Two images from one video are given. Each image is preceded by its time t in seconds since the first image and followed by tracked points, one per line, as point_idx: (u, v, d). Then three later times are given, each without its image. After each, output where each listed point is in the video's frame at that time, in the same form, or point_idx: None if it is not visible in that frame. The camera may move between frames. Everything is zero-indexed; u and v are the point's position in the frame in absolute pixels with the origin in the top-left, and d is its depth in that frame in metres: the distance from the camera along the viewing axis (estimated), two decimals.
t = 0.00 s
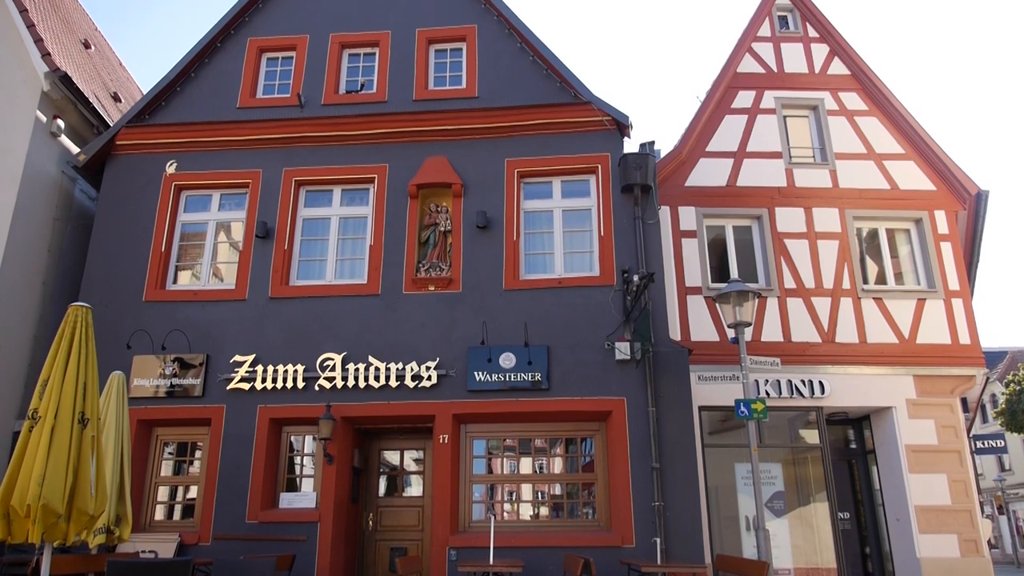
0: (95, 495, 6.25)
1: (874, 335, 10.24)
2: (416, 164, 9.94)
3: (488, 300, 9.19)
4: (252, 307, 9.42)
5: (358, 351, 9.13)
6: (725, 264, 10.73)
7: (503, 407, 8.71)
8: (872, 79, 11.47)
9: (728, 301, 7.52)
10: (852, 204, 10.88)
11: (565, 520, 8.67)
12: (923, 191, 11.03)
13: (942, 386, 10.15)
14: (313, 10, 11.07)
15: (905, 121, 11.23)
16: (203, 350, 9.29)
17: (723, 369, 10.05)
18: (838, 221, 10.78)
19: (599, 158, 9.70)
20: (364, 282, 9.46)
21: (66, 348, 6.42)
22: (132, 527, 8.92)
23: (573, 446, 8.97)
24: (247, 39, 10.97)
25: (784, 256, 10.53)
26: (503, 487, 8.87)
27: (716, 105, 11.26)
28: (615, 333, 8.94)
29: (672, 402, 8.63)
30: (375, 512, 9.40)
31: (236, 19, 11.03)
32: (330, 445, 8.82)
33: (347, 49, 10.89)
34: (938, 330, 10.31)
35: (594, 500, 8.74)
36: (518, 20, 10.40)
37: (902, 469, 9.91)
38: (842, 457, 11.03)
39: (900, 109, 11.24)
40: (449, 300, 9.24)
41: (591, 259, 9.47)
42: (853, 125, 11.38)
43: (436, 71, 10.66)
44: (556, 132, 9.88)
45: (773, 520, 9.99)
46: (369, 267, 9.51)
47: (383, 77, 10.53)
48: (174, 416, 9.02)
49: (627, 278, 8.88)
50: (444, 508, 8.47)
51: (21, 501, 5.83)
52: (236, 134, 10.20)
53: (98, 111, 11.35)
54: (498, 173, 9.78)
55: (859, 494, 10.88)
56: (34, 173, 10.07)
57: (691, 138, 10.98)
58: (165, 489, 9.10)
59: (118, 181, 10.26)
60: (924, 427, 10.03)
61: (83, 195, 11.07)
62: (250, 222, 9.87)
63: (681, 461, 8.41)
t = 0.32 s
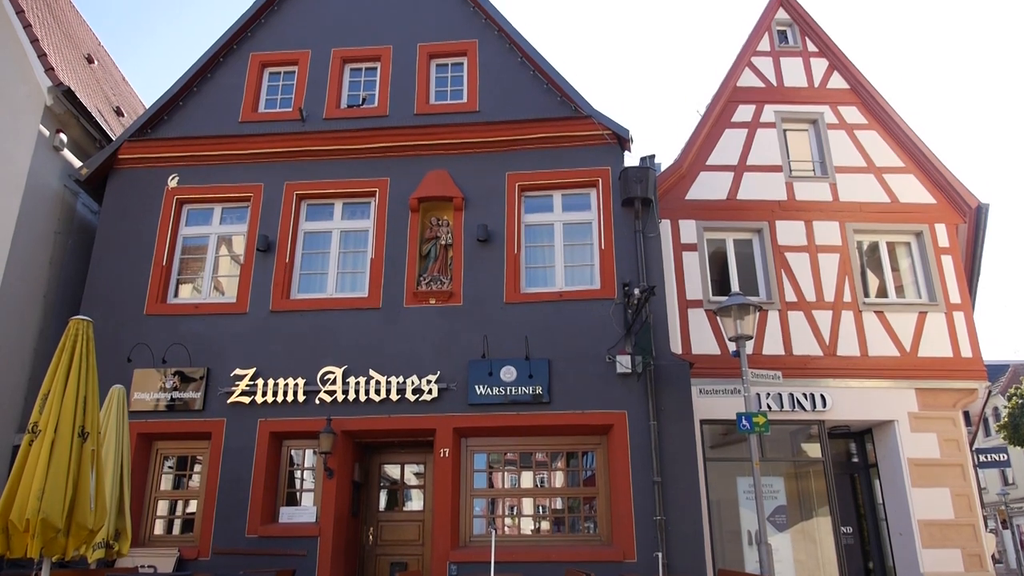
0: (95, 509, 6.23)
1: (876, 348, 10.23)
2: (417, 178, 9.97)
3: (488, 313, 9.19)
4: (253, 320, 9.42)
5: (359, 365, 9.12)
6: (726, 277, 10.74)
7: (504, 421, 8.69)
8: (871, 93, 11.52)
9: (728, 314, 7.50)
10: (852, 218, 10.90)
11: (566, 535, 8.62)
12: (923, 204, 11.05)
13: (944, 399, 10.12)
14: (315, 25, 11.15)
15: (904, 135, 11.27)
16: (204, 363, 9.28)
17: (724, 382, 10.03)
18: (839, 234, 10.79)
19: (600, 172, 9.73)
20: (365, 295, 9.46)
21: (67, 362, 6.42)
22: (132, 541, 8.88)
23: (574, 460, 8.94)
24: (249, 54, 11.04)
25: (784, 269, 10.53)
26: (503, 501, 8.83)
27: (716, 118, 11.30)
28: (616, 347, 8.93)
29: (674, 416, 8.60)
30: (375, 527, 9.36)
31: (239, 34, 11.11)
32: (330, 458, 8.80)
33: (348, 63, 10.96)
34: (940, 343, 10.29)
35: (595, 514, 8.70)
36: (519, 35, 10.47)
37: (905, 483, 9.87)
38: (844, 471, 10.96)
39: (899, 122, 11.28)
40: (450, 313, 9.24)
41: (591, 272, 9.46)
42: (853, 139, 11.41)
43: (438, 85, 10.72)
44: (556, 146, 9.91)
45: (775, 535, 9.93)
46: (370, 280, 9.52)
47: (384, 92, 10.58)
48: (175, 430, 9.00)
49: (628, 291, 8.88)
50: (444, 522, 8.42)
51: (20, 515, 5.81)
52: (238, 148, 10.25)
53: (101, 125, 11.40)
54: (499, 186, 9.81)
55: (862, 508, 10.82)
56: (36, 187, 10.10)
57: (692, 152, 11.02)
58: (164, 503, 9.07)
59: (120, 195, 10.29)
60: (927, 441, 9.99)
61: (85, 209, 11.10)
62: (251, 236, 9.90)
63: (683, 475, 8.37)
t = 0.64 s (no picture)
0: (93, 526, 6.19)
1: (877, 363, 10.20)
2: (418, 194, 10.00)
3: (489, 329, 9.18)
4: (253, 336, 9.42)
5: (359, 381, 9.11)
6: (727, 292, 10.74)
7: (504, 437, 8.66)
8: (870, 109, 11.58)
9: (729, 329, 7.47)
10: (852, 233, 10.91)
11: (568, 552, 8.57)
12: (923, 219, 11.07)
13: (946, 415, 10.08)
14: (317, 43, 11.23)
15: (904, 151, 11.32)
16: (204, 379, 9.26)
17: (724, 398, 10.00)
18: (839, 250, 10.80)
19: (600, 188, 9.76)
20: (365, 311, 9.46)
21: (67, 378, 6.41)
22: (130, 559, 8.82)
23: (575, 476, 8.90)
24: (252, 71, 11.11)
25: (785, 285, 10.53)
26: (504, 518, 8.78)
27: (715, 134, 11.35)
28: (617, 362, 8.92)
29: (675, 432, 8.56)
30: (375, 544, 9.31)
31: (241, 51, 11.18)
32: (330, 475, 8.76)
33: (350, 80, 11.02)
34: (941, 359, 10.27)
35: (596, 531, 8.64)
36: (519, 51, 10.54)
37: (908, 499, 9.81)
38: (847, 486, 10.85)
39: (898, 138, 11.33)
40: (450, 329, 9.24)
41: (592, 287, 9.45)
42: (852, 155, 11.45)
43: (438, 102, 10.78)
44: (556, 162, 9.95)
45: (778, 552, 9.85)
46: (370, 296, 9.51)
47: (385, 108, 10.63)
48: (174, 446, 8.97)
49: (628, 307, 8.88)
50: (444, 539, 8.36)
51: (18, 533, 5.79)
52: (239, 165, 10.29)
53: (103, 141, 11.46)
54: (499, 202, 9.83)
55: (865, 525, 10.73)
56: (38, 203, 10.13)
57: (692, 168, 11.06)
58: (163, 520, 9.02)
59: (122, 211, 10.32)
60: (929, 456, 9.95)
61: (88, 226, 11.14)
62: (252, 252, 9.92)
63: (686, 491, 8.32)
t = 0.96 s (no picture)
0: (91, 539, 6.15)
1: (878, 376, 10.19)
2: (418, 207, 10.02)
3: (489, 342, 9.17)
4: (253, 349, 9.41)
5: (359, 394, 9.09)
6: (727, 305, 10.74)
7: (504, 450, 8.63)
8: (869, 123, 11.62)
9: (730, 341, 7.45)
10: (852, 246, 10.93)
11: (568, 566, 8.53)
12: (922, 232, 11.09)
13: (948, 428, 10.06)
14: (318, 56, 11.29)
15: (903, 164, 11.35)
16: (204, 393, 9.24)
17: (725, 411, 9.98)
18: (838, 262, 10.82)
19: (600, 201, 9.78)
20: (366, 324, 9.45)
21: (66, 391, 6.40)
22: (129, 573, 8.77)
23: (575, 490, 8.87)
24: (253, 85, 11.17)
25: (785, 297, 10.53)
26: (504, 532, 8.74)
27: (715, 147, 11.39)
28: (618, 375, 8.90)
29: (675, 445, 8.54)
30: (375, 558, 9.25)
31: (243, 65, 11.24)
32: (329, 488, 8.72)
33: (351, 94, 11.07)
34: (942, 372, 10.26)
35: (597, 545, 8.60)
36: (519, 65, 10.60)
37: (909, 513, 9.77)
38: (848, 500, 10.82)
39: (898, 152, 11.37)
40: (450, 342, 9.23)
41: (592, 300, 9.45)
42: (851, 168, 11.49)
43: (439, 115, 10.82)
44: (556, 175, 9.98)
45: (779, 565, 9.80)
46: (371, 308, 9.51)
47: (386, 122, 10.67)
48: (173, 459, 8.94)
49: (628, 320, 8.88)
50: (444, 554, 8.31)
51: (16, 546, 5.76)
52: (240, 178, 10.32)
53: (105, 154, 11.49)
54: (500, 215, 9.85)
55: (866, 539, 10.67)
56: (39, 216, 10.14)
57: (691, 181, 11.09)
58: (162, 534, 8.97)
59: (123, 224, 10.35)
60: (930, 470, 9.92)
61: (88, 239, 11.16)
62: (252, 265, 9.93)
63: (686, 505, 8.28)
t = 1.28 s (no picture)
0: (90, 552, 6.13)
1: (879, 387, 10.17)
2: (418, 219, 10.04)
3: (489, 353, 9.16)
4: (253, 360, 9.40)
5: (359, 406, 9.07)
6: (727, 316, 10.74)
7: (504, 462, 8.60)
8: (868, 134, 11.66)
9: (730, 352, 7.41)
10: (852, 256, 10.94)
11: None
12: (923, 243, 11.10)
13: (949, 439, 10.03)
14: (319, 69, 11.34)
15: (902, 175, 11.37)
16: (203, 404, 9.23)
17: (726, 422, 9.96)
18: (839, 273, 10.82)
19: (600, 212, 9.80)
20: (366, 335, 9.45)
21: (66, 403, 6.39)
22: None
23: (576, 501, 8.83)
24: (254, 97, 11.22)
25: (785, 308, 10.53)
26: (505, 544, 8.70)
27: (714, 159, 11.42)
28: (618, 387, 8.88)
29: (676, 456, 8.51)
30: (375, 570, 9.21)
31: (244, 77, 11.29)
32: (329, 501, 8.69)
33: (351, 105, 11.11)
34: (943, 382, 10.24)
35: (598, 557, 8.56)
36: (519, 77, 10.64)
37: (912, 524, 9.72)
38: (851, 511, 10.74)
39: (897, 163, 11.40)
40: (451, 353, 9.22)
41: (592, 311, 9.44)
42: (850, 179, 11.51)
43: (439, 127, 10.86)
44: (556, 187, 10.00)
45: None
46: (371, 319, 9.50)
47: (386, 134, 10.71)
48: (172, 471, 8.91)
49: (629, 331, 8.88)
50: (444, 566, 8.27)
51: (14, 559, 5.72)
52: (241, 190, 10.35)
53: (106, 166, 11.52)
54: (500, 226, 9.87)
55: (869, 551, 10.54)
56: (38, 228, 10.08)
57: (691, 192, 11.11)
58: (160, 547, 8.93)
59: (123, 235, 10.36)
60: (932, 481, 9.88)
61: (89, 250, 11.17)
62: (252, 276, 9.93)
63: (688, 517, 8.23)
